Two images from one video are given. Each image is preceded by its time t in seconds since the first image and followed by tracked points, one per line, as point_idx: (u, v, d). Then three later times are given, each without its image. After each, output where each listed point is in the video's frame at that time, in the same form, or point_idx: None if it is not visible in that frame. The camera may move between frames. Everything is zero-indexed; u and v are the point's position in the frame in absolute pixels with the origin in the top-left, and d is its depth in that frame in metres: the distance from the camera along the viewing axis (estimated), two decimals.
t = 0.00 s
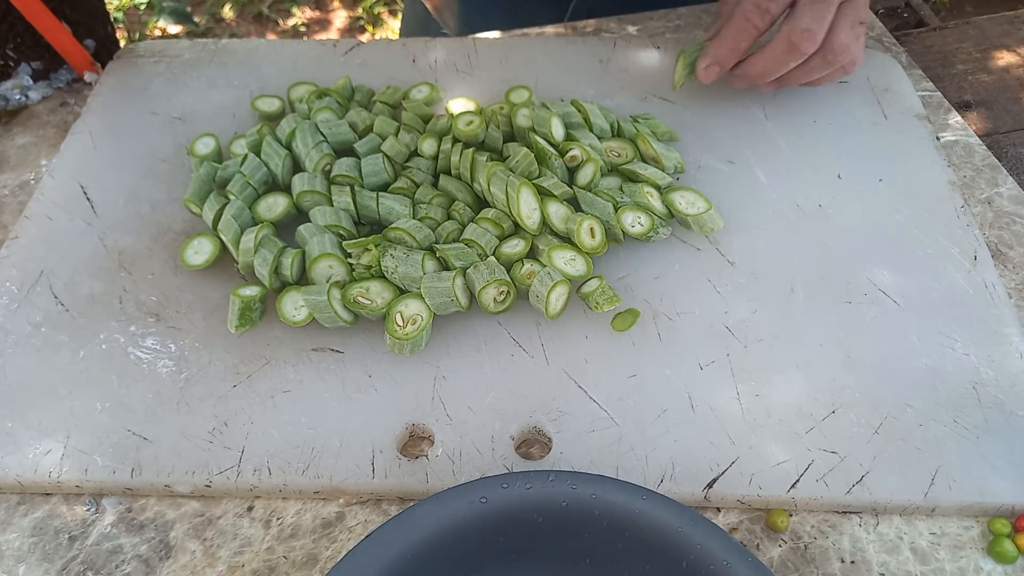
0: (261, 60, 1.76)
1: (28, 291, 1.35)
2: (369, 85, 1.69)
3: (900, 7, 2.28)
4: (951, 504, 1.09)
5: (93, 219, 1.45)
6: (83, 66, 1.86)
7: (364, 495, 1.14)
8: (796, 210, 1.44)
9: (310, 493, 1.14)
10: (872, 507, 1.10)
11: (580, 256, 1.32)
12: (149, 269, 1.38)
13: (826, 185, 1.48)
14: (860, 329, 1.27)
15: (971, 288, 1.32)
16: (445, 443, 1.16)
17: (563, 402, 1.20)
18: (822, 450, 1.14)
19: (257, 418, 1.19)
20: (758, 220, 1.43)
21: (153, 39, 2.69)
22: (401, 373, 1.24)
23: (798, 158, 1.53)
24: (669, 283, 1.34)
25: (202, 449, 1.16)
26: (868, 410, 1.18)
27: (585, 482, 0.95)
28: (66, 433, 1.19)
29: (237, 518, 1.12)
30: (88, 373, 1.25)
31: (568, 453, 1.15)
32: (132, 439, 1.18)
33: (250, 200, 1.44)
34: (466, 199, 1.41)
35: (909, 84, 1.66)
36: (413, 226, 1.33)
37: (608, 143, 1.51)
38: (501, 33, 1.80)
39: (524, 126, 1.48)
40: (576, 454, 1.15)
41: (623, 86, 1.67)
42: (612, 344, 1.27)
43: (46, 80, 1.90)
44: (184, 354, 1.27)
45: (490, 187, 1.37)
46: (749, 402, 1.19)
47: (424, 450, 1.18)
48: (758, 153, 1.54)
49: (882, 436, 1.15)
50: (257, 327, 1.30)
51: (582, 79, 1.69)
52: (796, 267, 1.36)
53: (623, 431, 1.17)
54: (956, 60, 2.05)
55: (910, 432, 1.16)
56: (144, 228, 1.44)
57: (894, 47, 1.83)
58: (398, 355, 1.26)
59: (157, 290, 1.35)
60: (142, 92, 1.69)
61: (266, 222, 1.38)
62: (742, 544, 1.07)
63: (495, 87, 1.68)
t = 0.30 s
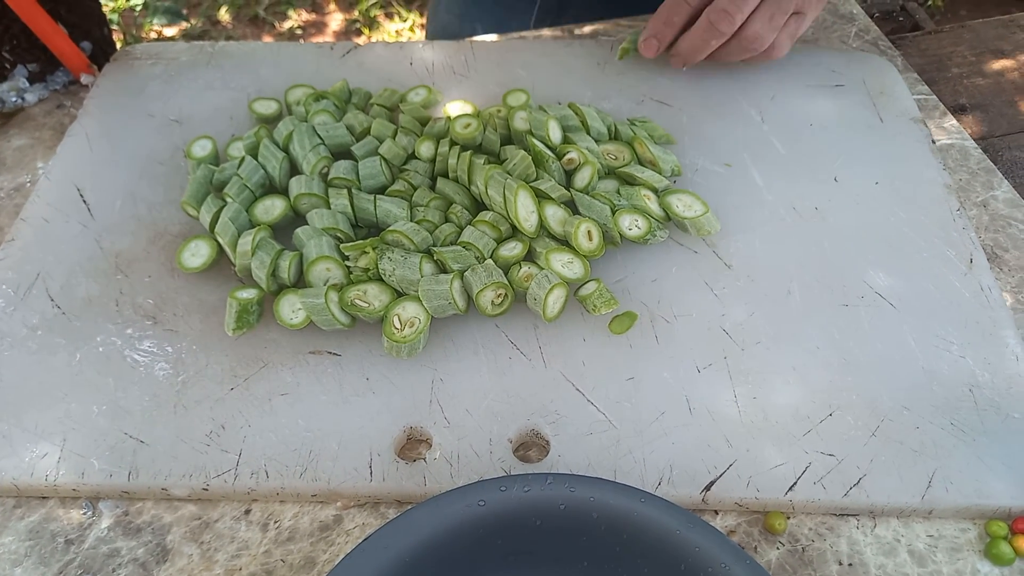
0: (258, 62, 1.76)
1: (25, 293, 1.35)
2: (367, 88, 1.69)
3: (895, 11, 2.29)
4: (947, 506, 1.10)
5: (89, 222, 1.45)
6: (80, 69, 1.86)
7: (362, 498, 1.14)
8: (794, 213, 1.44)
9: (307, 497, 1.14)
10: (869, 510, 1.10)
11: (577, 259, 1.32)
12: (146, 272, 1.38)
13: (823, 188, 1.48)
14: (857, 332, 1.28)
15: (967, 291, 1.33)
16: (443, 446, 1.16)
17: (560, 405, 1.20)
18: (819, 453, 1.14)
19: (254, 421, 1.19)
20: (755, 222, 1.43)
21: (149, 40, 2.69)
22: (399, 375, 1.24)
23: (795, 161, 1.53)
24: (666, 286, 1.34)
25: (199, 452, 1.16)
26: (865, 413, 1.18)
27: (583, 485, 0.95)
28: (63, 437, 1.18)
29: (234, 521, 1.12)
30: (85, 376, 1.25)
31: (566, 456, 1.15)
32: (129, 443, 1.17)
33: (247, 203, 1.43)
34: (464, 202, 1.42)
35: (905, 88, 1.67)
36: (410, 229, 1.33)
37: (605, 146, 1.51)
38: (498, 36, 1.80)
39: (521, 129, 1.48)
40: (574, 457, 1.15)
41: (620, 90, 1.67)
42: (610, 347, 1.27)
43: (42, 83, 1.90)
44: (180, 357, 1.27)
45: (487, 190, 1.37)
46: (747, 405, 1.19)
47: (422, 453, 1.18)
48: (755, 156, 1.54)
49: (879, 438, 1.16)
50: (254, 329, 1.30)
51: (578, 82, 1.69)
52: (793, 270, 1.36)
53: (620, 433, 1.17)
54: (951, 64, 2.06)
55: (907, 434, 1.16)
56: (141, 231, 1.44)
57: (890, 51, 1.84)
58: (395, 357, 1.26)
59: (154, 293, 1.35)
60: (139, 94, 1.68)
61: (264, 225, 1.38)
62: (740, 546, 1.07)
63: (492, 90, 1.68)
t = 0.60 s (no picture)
0: (256, 67, 1.76)
1: (21, 298, 1.34)
2: (364, 93, 1.69)
3: (890, 17, 2.30)
4: (943, 509, 1.10)
5: (86, 226, 1.45)
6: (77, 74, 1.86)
7: (359, 502, 1.14)
8: (789, 218, 1.45)
9: (304, 501, 1.14)
10: (865, 513, 1.10)
11: (574, 263, 1.33)
12: (143, 276, 1.38)
13: (818, 193, 1.49)
14: (853, 336, 1.28)
15: (962, 295, 1.33)
16: (440, 450, 1.16)
17: (557, 409, 1.20)
18: (816, 456, 1.15)
19: (251, 425, 1.19)
20: (751, 227, 1.44)
21: (145, 44, 2.69)
22: (396, 380, 1.24)
23: (791, 166, 1.54)
24: (663, 290, 1.35)
25: (196, 457, 1.16)
26: (861, 417, 1.19)
27: (581, 489, 0.95)
28: (59, 441, 1.18)
29: (231, 526, 1.12)
30: (82, 381, 1.24)
31: (563, 460, 1.15)
32: (125, 447, 1.17)
33: (244, 207, 1.43)
34: (461, 207, 1.42)
35: (899, 94, 1.68)
36: (408, 233, 1.33)
37: (602, 151, 1.52)
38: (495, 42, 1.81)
39: (518, 133, 1.48)
40: (571, 461, 1.15)
41: (617, 93, 1.68)
42: (607, 351, 1.27)
43: (39, 87, 1.90)
44: (177, 362, 1.27)
45: (484, 195, 1.37)
46: (744, 408, 1.20)
47: (419, 457, 1.18)
48: (751, 162, 1.55)
49: (875, 442, 1.16)
50: (251, 334, 1.30)
51: (575, 87, 1.70)
52: (789, 274, 1.36)
53: (617, 437, 1.17)
54: (946, 69, 2.08)
55: (903, 438, 1.16)
56: (138, 235, 1.44)
57: (884, 57, 1.85)
58: (392, 362, 1.26)
59: (151, 297, 1.35)
60: (136, 99, 1.69)
61: (261, 229, 1.38)
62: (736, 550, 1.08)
63: (489, 95, 1.69)
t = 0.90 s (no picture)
0: (254, 68, 1.76)
1: (21, 298, 1.35)
2: (363, 94, 1.70)
3: (886, 19, 2.32)
4: (940, 508, 1.10)
5: (86, 226, 1.45)
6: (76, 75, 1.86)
7: (359, 502, 1.14)
8: (786, 219, 1.46)
9: (304, 500, 1.14)
10: (863, 512, 1.11)
11: (573, 264, 1.33)
12: (143, 277, 1.38)
13: (815, 193, 1.50)
14: (850, 336, 1.29)
15: (958, 295, 1.34)
16: (439, 449, 1.17)
17: (556, 408, 1.21)
18: (814, 455, 1.15)
19: (251, 425, 1.19)
20: (748, 228, 1.44)
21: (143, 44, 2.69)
22: (396, 380, 1.25)
23: (788, 167, 1.54)
24: (661, 290, 1.35)
25: (196, 456, 1.16)
26: (858, 416, 1.19)
27: (580, 488, 0.95)
28: (60, 441, 1.18)
29: (231, 525, 1.12)
30: (81, 381, 1.25)
31: (562, 459, 1.15)
32: (125, 447, 1.17)
33: (243, 208, 1.44)
34: (460, 207, 1.42)
35: (896, 95, 1.69)
36: (407, 233, 1.34)
37: (600, 152, 1.52)
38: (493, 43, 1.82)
39: (517, 134, 1.49)
40: (570, 460, 1.15)
41: (615, 94, 1.69)
42: (605, 351, 1.28)
43: (38, 88, 1.90)
44: (177, 362, 1.27)
45: (483, 195, 1.37)
46: (741, 407, 1.20)
47: (418, 456, 1.18)
48: (749, 162, 1.56)
49: (872, 441, 1.17)
50: (250, 334, 1.30)
51: (573, 88, 1.70)
52: (786, 275, 1.37)
53: (616, 436, 1.17)
54: (942, 71, 2.09)
55: (900, 437, 1.17)
56: (137, 236, 1.44)
57: (881, 58, 1.86)
58: (392, 361, 1.26)
59: (150, 297, 1.35)
60: (135, 100, 1.69)
61: (260, 230, 1.39)
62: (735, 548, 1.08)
63: (487, 96, 1.69)
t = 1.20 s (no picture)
0: (254, 65, 1.76)
1: (20, 296, 1.35)
2: (362, 91, 1.70)
3: (886, 15, 2.31)
4: (939, 504, 1.11)
5: (85, 224, 1.45)
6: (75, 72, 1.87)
7: (359, 498, 1.14)
8: (786, 215, 1.46)
9: (304, 497, 1.14)
10: (862, 507, 1.11)
11: (572, 260, 1.33)
12: (142, 274, 1.38)
13: (815, 190, 1.50)
14: (849, 332, 1.29)
15: (958, 291, 1.34)
16: (439, 446, 1.17)
17: (556, 405, 1.21)
18: (813, 451, 1.15)
19: (251, 422, 1.20)
20: (748, 224, 1.44)
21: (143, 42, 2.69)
22: (395, 377, 1.25)
23: (788, 164, 1.54)
24: (660, 287, 1.35)
25: (196, 453, 1.16)
26: (858, 412, 1.19)
27: (580, 484, 0.96)
28: (60, 438, 1.18)
29: (231, 522, 1.12)
30: (81, 379, 1.25)
31: (562, 455, 1.15)
32: (125, 444, 1.17)
33: (243, 205, 1.44)
34: (459, 204, 1.42)
35: (896, 91, 1.68)
36: (406, 230, 1.34)
37: (600, 149, 1.52)
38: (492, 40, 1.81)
39: (516, 131, 1.49)
40: (570, 456, 1.15)
41: (615, 90, 1.69)
42: (604, 347, 1.28)
43: (37, 86, 1.90)
44: (177, 360, 1.27)
45: (482, 192, 1.37)
46: (741, 404, 1.21)
47: (418, 453, 1.19)
48: (749, 159, 1.55)
49: (872, 437, 1.17)
50: (250, 331, 1.30)
51: (572, 85, 1.70)
52: (786, 271, 1.37)
53: (616, 433, 1.18)
54: (941, 67, 2.09)
55: (900, 433, 1.17)
56: (136, 233, 1.44)
57: (880, 55, 1.85)
58: (391, 358, 1.26)
59: (150, 295, 1.35)
60: (134, 98, 1.69)
61: (260, 227, 1.39)
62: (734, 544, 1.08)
63: (487, 92, 1.69)
